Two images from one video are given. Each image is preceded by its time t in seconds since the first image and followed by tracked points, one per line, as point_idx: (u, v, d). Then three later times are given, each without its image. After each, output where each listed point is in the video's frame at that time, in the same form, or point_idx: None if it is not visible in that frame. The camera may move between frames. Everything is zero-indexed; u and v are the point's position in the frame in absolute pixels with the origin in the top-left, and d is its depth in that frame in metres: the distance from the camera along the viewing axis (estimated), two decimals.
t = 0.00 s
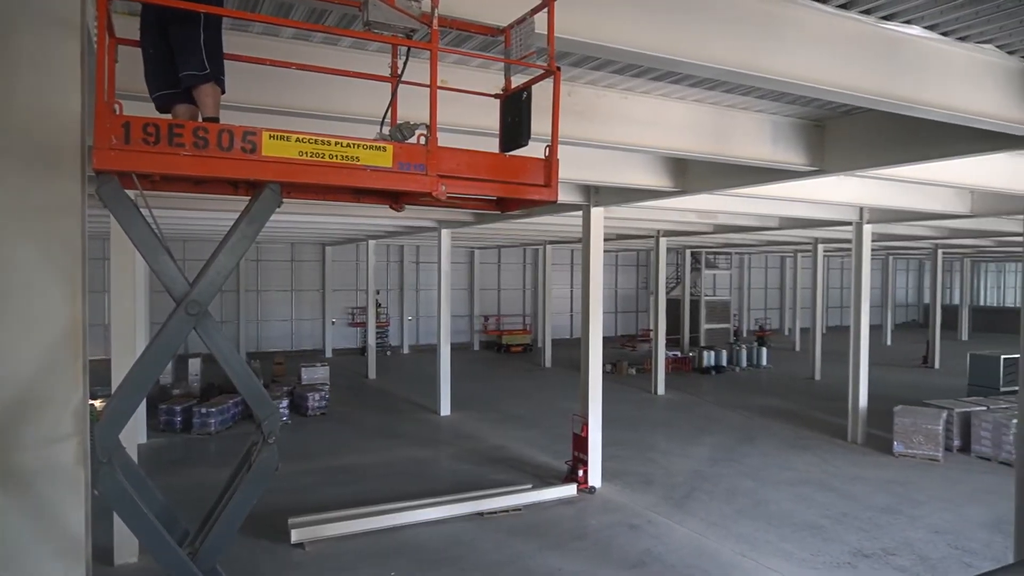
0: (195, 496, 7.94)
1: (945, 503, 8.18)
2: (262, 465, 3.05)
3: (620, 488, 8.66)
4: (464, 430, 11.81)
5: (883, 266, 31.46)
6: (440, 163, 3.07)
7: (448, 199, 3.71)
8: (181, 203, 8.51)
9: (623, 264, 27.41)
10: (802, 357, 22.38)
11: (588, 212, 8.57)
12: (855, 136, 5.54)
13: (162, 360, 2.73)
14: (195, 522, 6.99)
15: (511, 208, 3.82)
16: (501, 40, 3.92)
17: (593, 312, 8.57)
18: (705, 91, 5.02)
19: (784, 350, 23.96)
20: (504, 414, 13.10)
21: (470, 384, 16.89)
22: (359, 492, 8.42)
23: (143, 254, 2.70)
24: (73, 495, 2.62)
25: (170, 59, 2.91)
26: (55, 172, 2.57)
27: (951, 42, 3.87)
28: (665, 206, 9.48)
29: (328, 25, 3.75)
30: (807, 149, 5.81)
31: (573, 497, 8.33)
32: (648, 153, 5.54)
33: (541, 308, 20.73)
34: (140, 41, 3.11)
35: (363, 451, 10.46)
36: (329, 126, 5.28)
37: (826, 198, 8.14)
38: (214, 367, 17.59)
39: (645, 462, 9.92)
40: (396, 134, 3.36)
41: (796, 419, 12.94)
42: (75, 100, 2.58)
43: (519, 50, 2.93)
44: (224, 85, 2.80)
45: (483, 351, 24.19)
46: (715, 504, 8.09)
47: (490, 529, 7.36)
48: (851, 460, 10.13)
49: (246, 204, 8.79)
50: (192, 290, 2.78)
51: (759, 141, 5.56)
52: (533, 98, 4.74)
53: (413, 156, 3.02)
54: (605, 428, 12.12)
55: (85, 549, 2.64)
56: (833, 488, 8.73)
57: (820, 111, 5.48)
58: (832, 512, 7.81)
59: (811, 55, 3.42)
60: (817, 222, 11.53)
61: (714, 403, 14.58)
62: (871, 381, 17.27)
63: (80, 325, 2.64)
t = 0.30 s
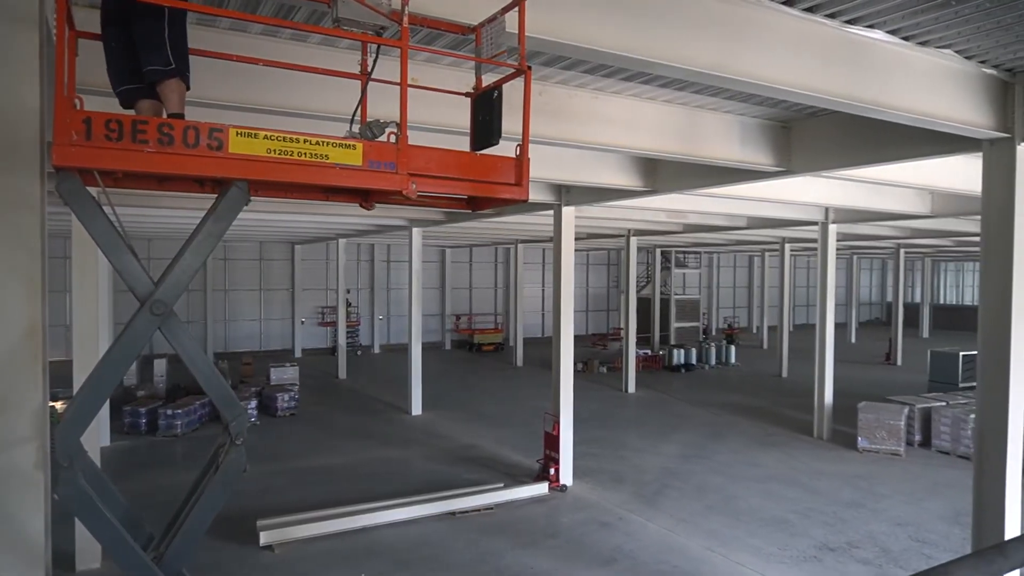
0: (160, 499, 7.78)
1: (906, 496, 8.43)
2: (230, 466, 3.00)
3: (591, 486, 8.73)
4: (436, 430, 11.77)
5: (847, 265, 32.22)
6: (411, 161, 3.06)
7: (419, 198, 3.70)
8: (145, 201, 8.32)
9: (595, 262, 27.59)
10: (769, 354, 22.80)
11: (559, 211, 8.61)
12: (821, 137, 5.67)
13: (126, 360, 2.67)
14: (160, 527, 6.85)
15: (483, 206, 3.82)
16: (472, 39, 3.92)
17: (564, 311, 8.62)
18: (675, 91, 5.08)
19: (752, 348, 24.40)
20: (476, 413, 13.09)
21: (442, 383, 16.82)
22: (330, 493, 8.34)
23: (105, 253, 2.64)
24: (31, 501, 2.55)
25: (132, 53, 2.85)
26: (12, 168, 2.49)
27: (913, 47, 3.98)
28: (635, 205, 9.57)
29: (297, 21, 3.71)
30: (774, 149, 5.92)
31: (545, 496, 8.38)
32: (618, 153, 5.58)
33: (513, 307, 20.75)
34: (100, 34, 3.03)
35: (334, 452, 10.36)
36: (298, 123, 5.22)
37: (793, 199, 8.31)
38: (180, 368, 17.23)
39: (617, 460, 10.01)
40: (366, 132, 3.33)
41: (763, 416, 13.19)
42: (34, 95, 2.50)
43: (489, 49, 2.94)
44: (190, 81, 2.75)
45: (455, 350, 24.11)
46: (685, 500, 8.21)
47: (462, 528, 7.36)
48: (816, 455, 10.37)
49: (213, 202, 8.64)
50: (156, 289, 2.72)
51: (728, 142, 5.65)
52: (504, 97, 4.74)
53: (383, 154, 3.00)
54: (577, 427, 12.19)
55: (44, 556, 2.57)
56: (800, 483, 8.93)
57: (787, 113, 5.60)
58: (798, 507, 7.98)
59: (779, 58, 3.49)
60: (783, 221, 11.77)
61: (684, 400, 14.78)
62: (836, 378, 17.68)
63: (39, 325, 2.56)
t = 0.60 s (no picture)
0: (126, 502, 7.61)
1: (872, 490, 8.64)
2: (199, 468, 2.96)
3: (565, 484, 8.78)
4: (410, 429, 11.72)
5: (814, 264, 32.90)
6: (383, 159, 3.05)
7: (392, 196, 3.69)
8: (110, 198, 8.13)
9: (568, 261, 27.72)
10: (739, 352, 23.17)
11: (533, 210, 8.63)
12: (789, 138, 5.79)
13: (90, 362, 2.61)
14: (126, 531, 6.70)
15: (457, 205, 3.81)
16: (446, 37, 3.91)
17: (538, 310, 8.64)
18: (647, 91, 5.13)
19: (722, 346, 24.77)
20: (450, 413, 13.06)
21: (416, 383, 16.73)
22: (302, 494, 8.25)
23: (69, 251, 2.57)
24: None
25: (95, 48, 2.78)
26: None
27: (878, 50, 4.08)
28: (608, 204, 9.65)
29: (267, 17, 3.65)
30: (744, 150, 6.02)
31: (518, 494, 8.40)
32: (591, 152, 5.62)
33: (486, 306, 20.75)
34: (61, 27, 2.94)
35: (305, 452, 10.24)
36: (268, 119, 5.15)
37: (762, 199, 8.45)
38: (147, 369, 16.85)
39: (590, 458, 10.08)
40: (338, 129, 3.31)
41: (734, 413, 13.40)
42: None
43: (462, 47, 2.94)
44: (154, 76, 2.69)
45: (428, 350, 24.02)
46: (657, 497, 8.31)
47: (436, 528, 7.34)
48: (785, 451, 10.57)
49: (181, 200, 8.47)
50: (123, 289, 2.67)
51: (699, 142, 5.73)
52: (477, 96, 4.73)
53: (355, 152, 2.98)
54: (551, 425, 12.25)
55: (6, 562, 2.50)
56: (769, 478, 9.10)
57: (756, 113, 5.70)
58: (768, 502, 8.14)
59: (749, 59, 3.55)
60: (753, 221, 11.97)
61: (656, 398, 14.95)
62: (803, 375, 18.07)
63: None
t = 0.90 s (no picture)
0: (99, 505, 7.47)
1: (847, 486, 8.80)
2: (174, 470, 2.93)
3: (545, 482, 8.81)
4: (389, 429, 11.66)
5: (791, 262, 33.31)
6: (362, 157, 3.03)
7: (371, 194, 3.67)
8: (82, 195, 7.96)
9: (548, 260, 27.78)
10: (717, 350, 23.43)
11: (512, 209, 8.63)
12: (766, 138, 5.88)
13: (62, 362, 2.56)
14: (99, 534, 6.58)
15: (436, 203, 3.80)
16: (425, 35, 3.89)
17: (518, 309, 8.65)
18: (626, 91, 5.17)
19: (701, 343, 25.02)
20: (430, 411, 13.03)
21: (396, 382, 16.66)
22: (280, 495, 8.17)
23: (41, 250, 2.52)
24: None
25: (68, 41, 2.73)
26: None
27: (854, 52, 4.16)
28: (588, 203, 9.68)
29: (245, 13, 3.60)
30: (722, 149, 6.09)
31: (498, 492, 8.41)
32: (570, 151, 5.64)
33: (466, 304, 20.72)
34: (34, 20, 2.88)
35: (284, 452, 10.14)
36: (246, 116, 5.09)
37: (740, 198, 8.54)
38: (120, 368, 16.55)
39: (570, 456, 10.13)
40: (316, 127, 3.29)
41: (712, 410, 13.55)
42: None
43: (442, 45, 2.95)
44: (129, 71, 2.65)
45: (408, 348, 23.92)
46: (637, 494, 8.37)
47: (416, 527, 7.32)
48: (762, 448, 10.72)
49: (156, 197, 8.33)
50: (96, 288, 2.62)
51: (677, 141, 5.77)
52: (456, 94, 4.72)
53: (334, 150, 2.97)
54: (531, 423, 12.27)
55: None
56: (747, 475, 9.22)
57: (734, 113, 5.76)
58: (745, 498, 8.25)
59: (728, 59, 3.59)
60: (731, 220, 12.10)
61: (635, 396, 15.06)
62: (780, 372, 18.33)
63: None
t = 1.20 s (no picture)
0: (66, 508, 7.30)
1: (818, 482, 8.97)
2: (146, 471, 2.89)
3: (521, 481, 8.83)
4: (365, 429, 11.58)
5: (763, 261, 33.83)
6: (336, 155, 3.01)
7: (346, 193, 3.65)
8: (48, 193, 7.77)
9: (524, 259, 27.83)
10: (691, 348, 23.69)
11: (488, 207, 8.62)
12: (739, 139, 5.96)
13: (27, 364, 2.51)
14: (66, 538, 6.43)
15: (412, 202, 3.79)
16: (400, 32, 3.86)
17: (494, 308, 8.66)
18: (601, 90, 5.21)
19: (676, 342, 25.27)
20: (407, 411, 12.97)
21: (371, 381, 16.53)
22: (253, 496, 8.06)
23: (5, 247, 2.46)
24: None
25: (35, 35, 2.67)
26: None
27: (825, 54, 4.24)
28: (564, 202, 9.72)
29: (216, 8, 3.55)
30: (696, 149, 6.16)
31: (474, 492, 8.41)
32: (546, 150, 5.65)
33: (442, 303, 20.66)
34: None
35: (257, 453, 10.01)
36: (217, 112, 5.01)
37: (714, 198, 8.65)
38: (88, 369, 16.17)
39: (546, 455, 10.17)
40: (289, 124, 3.26)
41: (686, 408, 13.71)
42: None
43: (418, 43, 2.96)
44: (97, 66, 2.59)
45: (383, 348, 23.76)
46: (612, 492, 8.43)
47: (392, 527, 7.28)
48: (735, 445, 10.87)
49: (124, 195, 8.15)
50: (63, 286, 2.57)
51: (651, 141, 5.82)
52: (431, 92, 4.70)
53: (308, 148, 2.94)
54: (508, 422, 12.29)
55: None
56: (721, 472, 9.36)
57: (708, 113, 5.84)
58: (719, 495, 8.36)
59: (703, 60, 3.64)
60: (705, 219, 12.25)
61: (610, 394, 15.18)
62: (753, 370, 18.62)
63: None
